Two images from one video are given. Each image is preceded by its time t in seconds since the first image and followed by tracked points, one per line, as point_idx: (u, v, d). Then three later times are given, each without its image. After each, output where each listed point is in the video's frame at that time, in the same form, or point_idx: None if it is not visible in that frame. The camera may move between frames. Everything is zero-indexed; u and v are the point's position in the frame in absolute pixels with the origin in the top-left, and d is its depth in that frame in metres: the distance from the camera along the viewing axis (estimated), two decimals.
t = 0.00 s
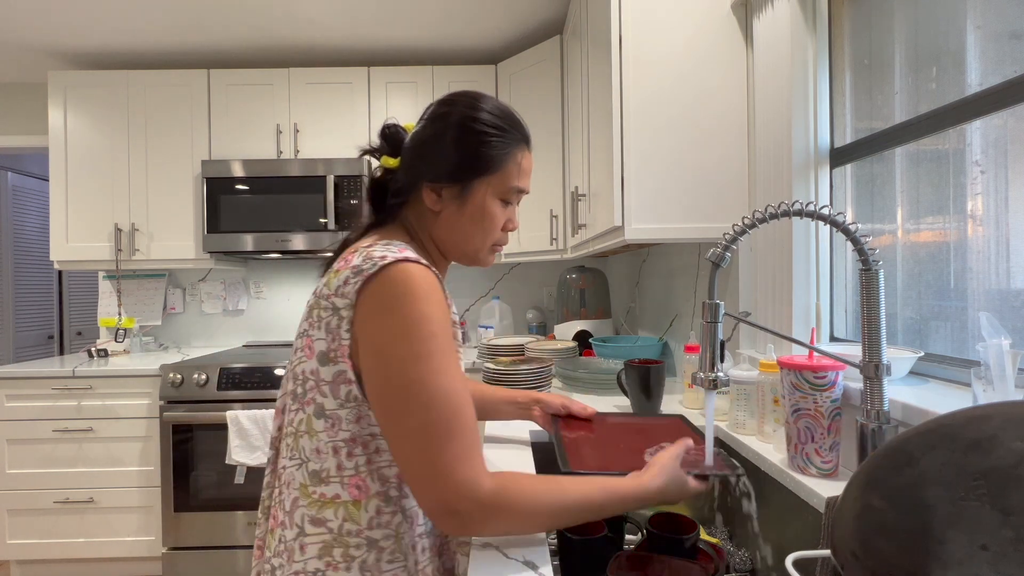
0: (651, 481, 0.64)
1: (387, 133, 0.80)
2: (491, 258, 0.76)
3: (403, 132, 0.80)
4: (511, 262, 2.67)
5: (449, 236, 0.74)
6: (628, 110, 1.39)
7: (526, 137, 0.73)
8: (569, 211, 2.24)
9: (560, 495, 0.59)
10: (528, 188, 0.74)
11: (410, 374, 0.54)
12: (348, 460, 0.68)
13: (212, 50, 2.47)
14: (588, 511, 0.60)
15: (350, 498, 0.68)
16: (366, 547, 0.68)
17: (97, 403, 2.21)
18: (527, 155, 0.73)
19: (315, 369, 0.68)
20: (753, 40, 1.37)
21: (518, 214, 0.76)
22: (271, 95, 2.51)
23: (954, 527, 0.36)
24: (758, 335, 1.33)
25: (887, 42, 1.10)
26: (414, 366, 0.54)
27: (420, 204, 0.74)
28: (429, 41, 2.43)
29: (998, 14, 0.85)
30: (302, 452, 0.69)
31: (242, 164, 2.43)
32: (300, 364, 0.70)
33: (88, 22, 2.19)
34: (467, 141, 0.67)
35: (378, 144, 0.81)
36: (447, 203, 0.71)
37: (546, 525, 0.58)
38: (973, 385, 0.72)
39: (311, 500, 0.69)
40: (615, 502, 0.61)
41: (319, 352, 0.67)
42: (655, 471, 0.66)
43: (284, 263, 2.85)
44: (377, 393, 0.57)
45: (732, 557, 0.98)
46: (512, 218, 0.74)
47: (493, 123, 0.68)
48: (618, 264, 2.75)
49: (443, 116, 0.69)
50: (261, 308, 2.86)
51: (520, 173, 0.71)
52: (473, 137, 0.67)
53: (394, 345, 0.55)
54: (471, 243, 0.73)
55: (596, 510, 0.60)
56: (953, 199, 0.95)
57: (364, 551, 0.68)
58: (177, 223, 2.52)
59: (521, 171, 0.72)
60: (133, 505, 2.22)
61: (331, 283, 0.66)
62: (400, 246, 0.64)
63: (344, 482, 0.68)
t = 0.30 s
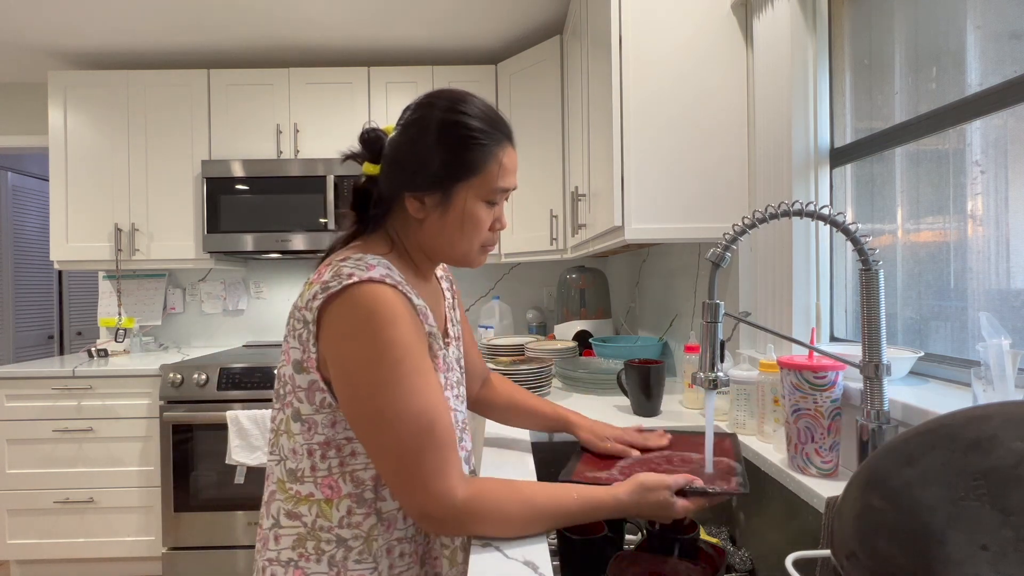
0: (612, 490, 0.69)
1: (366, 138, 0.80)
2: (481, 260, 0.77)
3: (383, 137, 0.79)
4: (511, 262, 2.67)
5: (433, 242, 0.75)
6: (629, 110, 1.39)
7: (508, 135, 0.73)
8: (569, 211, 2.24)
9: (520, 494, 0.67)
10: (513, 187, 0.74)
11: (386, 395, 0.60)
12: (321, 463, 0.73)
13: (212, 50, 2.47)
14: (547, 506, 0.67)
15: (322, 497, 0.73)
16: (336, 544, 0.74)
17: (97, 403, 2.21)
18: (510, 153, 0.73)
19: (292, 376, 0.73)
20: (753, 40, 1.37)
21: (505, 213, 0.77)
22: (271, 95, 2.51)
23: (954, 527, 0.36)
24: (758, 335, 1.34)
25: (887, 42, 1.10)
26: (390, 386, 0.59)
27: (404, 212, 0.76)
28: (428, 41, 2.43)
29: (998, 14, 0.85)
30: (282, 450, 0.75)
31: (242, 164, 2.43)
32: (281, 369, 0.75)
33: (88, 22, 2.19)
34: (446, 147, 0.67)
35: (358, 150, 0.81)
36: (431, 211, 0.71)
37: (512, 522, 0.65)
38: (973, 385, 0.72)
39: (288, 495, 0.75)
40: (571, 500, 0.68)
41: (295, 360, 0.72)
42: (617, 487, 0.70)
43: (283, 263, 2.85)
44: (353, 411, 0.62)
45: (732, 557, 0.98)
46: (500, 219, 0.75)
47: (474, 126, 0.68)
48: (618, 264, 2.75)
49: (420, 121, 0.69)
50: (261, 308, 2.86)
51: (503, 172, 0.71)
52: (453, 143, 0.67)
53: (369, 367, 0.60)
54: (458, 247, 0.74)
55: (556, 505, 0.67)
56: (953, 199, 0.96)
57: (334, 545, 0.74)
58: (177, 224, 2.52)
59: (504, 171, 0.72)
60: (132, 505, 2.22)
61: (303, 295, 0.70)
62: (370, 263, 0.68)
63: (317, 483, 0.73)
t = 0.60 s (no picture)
0: (605, 484, 0.69)
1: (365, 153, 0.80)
2: (489, 265, 0.76)
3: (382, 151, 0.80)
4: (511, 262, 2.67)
5: (437, 250, 0.74)
6: (628, 110, 1.39)
7: (506, 138, 0.73)
8: (569, 211, 2.24)
9: (513, 495, 0.67)
10: (516, 188, 0.73)
11: (379, 398, 0.60)
12: (312, 461, 0.73)
13: (212, 50, 2.47)
14: (540, 507, 0.67)
15: (311, 494, 0.74)
16: (321, 539, 0.74)
17: (97, 403, 2.21)
18: (510, 155, 0.73)
19: (286, 375, 0.73)
20: (753, 40, 1.37)
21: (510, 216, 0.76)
22: (271, 95, 2.51)
23: (954, 527, 0.36)
24: (758, 335, 1.33)
25: (887, 42, 1.10)
26: (383, 389, 0.60)
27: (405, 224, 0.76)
28: (428, 41, 2.43)
29: (998, 14, 0.85)
30: (277, 444, 0.76)
31: (242, 164, 2.43)
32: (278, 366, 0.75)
33: (87, 22, 2.19)
34: (444, 154, 0.68)
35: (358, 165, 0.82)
36: (434, 220, 0.71)
37: (505, 523, 0.66)
38: (973, 385, 0.72)
39: (282, 487, 0.76)
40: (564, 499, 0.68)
41: (289, 361, 0.72)
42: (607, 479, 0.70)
43: (284, 263, 2.85)
44: (346, 415, 0.62)
45: (732, 557, 0.99)
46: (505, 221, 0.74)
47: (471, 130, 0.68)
48: (618, 264, 2.75)
49: (416, 129, 0.69)
50: (261, 308, 2.86)
51: (503, 175, 0.71)
52: (450, 149, 0.68)
53: (361, 372, 0.60)
54: (464, 254, 0.73)
55: (549, 505, 0.68)
56: (953, 199, 0.95)
57: (320, 542, 0.74)
58: (177, 224, 2.52)
59: (505, 173, 0.72)
60: (132, 505, 2.22)
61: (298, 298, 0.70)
62: (363, 271, 0.68)
63: (307, 480, 0.73)
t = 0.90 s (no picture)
0: (606, 484, 0.70)
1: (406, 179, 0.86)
2: (440, 274, 0.70)
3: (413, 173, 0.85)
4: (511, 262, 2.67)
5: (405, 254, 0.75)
6: (629, 110, 1.39)
7: (481, 142, 0.71)
8: (569, 211, 2.24)
9: (515, 496, 0.67)
10: (469, 187, 0.68)
11: (381, 397, 0.60)
12: (312, 454, 0.73)
13: (212, 50, 2.47)
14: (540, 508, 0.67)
15: (308, 486, 0.74)
16: (317, 529, 0.75)
17: (97, 403, 2.21)
18: (473, 156, 0.70)
19: (290, 368, 0.73)
20: (753, 40, 1.37)
21: (480, 223, 0.69)
22: (271, 95, 2.51)
23: (955, 528, 0.36)
24: (758, 335, 1.34)
25: (887, 43, 1.10)
26: (386, 388, 0.60)
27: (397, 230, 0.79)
28: (428, 41, 2.43)
29: (998, 14, 0.85)
30: (276, 436, 0.76)
31: (242, 164, 2.43)
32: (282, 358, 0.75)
33: (87, 22, 2.19)
34: (401, 156, 0.71)
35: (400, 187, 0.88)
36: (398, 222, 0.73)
37: (506, 523, 0.66)
38: (973, 385, 0.72)
39: (278, 479, 0.75)
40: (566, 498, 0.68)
41: (295, 355, 0.72)
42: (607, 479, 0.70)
43: (284, 263, 2.85)
44: (350, 413, 0.62)
45: (732, 557, 1.01)
46: (464, 226, 0.68)
47: (428, 132, 0.70)
48: (618, 264, 2.75)
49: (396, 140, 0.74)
50: (261, 308, 2.86)
51: (455, 178, 0.68)
52: (406, 150, 0.71)
53: (365, 371, 0.60)
54: (416, 259, 0.71)
55: (549, 506, 0.68)
56: (953, 198, 0.95)
57: (316, 532, 0.75)
58: (177, 224, 2.52)
59: (454, 171, 0.68)
60: (132, 505, 2.22)
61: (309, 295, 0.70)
62: (370, 269, 0.68)
63: (306, 471, 0.74)
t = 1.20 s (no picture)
0: (603, 482, 0.70)
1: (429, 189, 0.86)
2: (441, 293, 0.71)
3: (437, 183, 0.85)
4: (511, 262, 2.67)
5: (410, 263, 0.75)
6: (629, 110, 1.39)
7: (494, 166, 0.70)
8: (569, 211, 2.24)
9: (516, 495, 0.67)
10: (475, 212, 0.68)
11: (384, 396, 0.60)
12: (313, 452, 0.73)
13: (211, 50, 2.47)
14: (540, 506, 0.67)
15: (310, 483, 0.74)
16: (318, 527, 0.75)
17: (97, 403, 2.21)
18: (486, 178, 0.69)
19: (294, 366, 0.73)
20: (753, 40, 1.37)
21: (484, 247, 0.69)
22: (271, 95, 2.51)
23: (955, 528, 0.36)
24: (758, 335, 1.33)
25: (887, 43, 1.10)
26: (389, 388, 0.60)
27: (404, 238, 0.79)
28: (428, 41, 2.43)
29: (998, 14, 0.85)
30: (281, 433, 0.76)
31: (242, 164, 2.43)
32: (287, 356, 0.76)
33: (88, 22, 2.19)
34: (417, 168, 0.71)
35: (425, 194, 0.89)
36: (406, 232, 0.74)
37: (506, 521, 0.66)
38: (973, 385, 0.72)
39: (281, 475, 0.76)
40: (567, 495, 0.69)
41: (299, 354, 0.72)
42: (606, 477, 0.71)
43: (284, 263, 2.85)
44: (351, 413, 0.62)
45: (732, 557, 1.00)
46: (467, 247, 0.68)
47: (447, 150, 0.69)
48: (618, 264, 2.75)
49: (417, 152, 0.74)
50: (261, 308, 2.86)
51: (464, 199, 0.68)
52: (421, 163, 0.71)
53: (368, 370, 0.60)
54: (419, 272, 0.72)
55: (549, 504, 0.68)
56: (953, 198, 0.95)
57: (317, 529, 0.75)
58: (177, 224, 2.52)
59: (464, 192, 0.68)
60: (132, 505, 2.22)
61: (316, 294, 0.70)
62: (377, 270, 0.69)
63: (307, 470, 0.74)
